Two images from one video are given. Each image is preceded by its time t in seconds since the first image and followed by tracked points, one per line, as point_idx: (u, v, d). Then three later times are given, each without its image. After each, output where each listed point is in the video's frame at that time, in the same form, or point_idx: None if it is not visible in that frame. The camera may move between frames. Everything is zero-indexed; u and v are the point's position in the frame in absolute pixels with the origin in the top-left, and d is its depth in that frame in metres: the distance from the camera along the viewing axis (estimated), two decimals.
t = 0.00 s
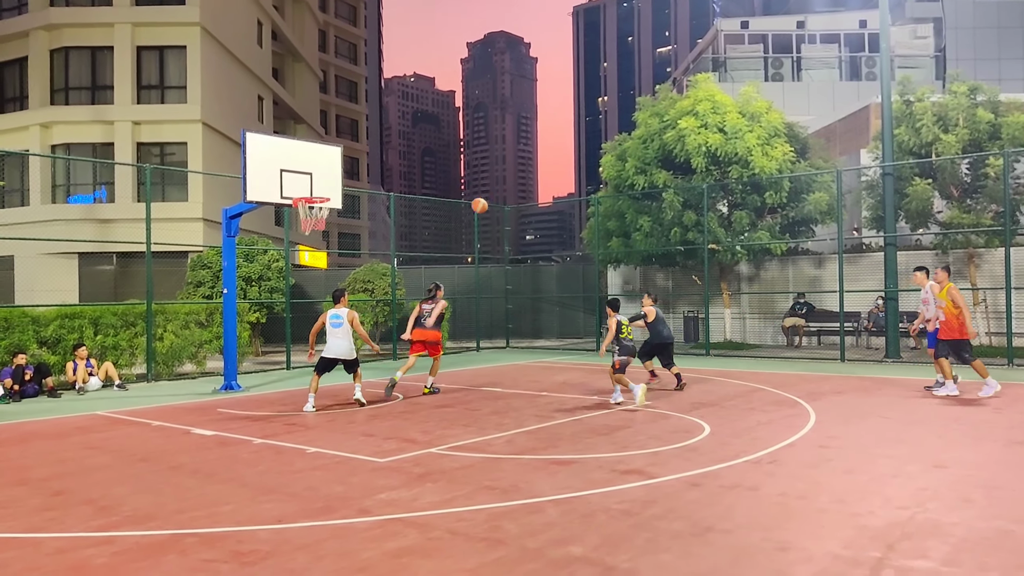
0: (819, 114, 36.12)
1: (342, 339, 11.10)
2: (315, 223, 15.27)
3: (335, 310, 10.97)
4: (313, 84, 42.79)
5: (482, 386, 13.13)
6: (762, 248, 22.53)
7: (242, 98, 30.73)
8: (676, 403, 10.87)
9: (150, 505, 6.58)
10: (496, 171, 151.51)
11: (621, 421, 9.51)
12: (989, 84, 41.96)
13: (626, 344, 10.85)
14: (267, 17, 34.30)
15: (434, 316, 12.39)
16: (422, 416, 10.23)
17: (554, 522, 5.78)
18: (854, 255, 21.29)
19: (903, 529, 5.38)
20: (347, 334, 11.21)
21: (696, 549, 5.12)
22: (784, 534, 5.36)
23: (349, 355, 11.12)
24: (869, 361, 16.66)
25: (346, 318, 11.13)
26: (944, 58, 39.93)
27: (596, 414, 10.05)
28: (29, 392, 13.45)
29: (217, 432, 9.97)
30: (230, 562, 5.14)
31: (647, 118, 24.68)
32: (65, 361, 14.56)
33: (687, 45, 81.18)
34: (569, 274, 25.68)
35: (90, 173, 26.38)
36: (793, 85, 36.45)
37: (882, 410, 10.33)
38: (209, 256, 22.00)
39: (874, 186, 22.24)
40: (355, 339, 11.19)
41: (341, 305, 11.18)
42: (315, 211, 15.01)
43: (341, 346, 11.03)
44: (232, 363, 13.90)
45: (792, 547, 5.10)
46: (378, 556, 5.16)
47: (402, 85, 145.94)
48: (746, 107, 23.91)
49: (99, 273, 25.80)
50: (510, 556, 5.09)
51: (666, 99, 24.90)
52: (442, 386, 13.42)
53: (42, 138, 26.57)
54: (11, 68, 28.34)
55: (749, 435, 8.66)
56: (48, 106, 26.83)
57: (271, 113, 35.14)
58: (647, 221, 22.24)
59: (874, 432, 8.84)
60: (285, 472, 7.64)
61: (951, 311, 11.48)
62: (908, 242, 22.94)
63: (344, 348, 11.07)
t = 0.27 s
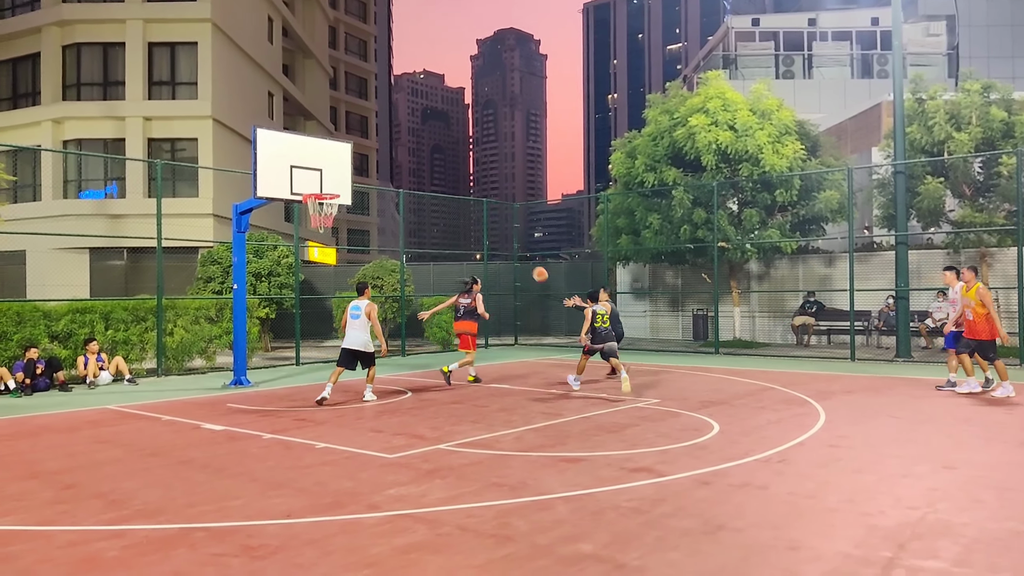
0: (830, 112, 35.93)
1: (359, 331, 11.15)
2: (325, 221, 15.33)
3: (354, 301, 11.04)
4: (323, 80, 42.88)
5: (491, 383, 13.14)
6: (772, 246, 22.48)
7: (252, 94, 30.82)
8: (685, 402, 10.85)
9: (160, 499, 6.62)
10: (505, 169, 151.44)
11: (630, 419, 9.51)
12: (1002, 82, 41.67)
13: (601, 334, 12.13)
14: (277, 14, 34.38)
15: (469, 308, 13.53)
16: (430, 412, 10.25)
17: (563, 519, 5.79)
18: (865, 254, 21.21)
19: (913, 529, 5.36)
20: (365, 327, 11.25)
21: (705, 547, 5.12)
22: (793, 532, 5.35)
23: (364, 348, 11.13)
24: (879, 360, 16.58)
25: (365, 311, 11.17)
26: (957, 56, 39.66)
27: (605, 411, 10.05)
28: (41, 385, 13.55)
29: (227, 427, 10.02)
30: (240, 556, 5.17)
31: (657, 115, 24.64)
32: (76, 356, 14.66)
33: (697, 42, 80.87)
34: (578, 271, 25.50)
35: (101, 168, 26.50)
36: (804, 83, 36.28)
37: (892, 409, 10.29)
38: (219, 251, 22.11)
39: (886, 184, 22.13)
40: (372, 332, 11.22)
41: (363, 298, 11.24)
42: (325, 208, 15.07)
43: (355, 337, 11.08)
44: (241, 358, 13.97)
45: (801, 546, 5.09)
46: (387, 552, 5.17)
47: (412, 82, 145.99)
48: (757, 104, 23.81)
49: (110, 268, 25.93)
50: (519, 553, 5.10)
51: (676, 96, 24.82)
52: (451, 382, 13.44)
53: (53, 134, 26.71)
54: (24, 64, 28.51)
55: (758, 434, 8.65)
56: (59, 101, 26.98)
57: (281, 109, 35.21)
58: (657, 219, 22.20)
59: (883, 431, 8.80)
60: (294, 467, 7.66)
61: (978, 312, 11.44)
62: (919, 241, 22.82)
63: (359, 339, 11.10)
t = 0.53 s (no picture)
0: (846, 113, 35.71)
1: (379, 323, 11.27)
2: (338, 217, 15.35)
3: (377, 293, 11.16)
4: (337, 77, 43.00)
5: (502, 381, 13.16)
6: (786, 247, 22.37)
7: (267, 91, 30.94)
8: (697, 402, 10.85)
9: (173, 493, 6.67)
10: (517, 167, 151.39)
11: (641, 419, 9.50)
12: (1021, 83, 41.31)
13: (591, 334, 12.88)
14: (292, 10, 34.51)
15: (502, 304, 14.16)
16: (441, 410, 10.29)
17: (574, 518, 5.79)
18: (879, 256, 21.10)
19: (926, 532, 5.33)
20: (385, 320, 11.36)
21: (717, 548, 5.11)
22: (806, 534, 5.34)
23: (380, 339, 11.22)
24: (892, 363, 16.49)
25: (388, 304, 11.29)
26: (974, 57, 39.35)
27: (616, 411, 10.04)
28: (55, 378, 13.67)
29: (239, 422, 10.08)
30: (252, 550, 5.20)
31: (671, 114, 24.56)
32: (90, 349, 14.78)
33: (712, 41, 80.48)
34: (589, 270, 25.46)
35: (116, 163, 26.69)
36: (819, 83, 36.11)
37: (906, 412, 10.23)
38: (232, 247, 22.23)
39: (901, 186, 22.00)
40: (392, 325, 11.29)
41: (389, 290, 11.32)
42: (338, 204, 15.09)
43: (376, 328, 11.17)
44: (254, 353, 14.05)
45: (814, 547, 5.08)
46: (398, 548, 5.19)
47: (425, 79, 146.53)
48: (772, 104, 23.70)
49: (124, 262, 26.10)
50: (530, 551, 5.10)
51: (691, 95, 24.72)
52: (462, 380, 13.46)
53: (70, 128, 26.91)
54: (41, 59, 28.74)
55: (770, 435, 8.63)
56: (76, 96, 27.20)
57: (295, 106, 35.35)
58: (670, 218, 22.16)
59: (897, 434, 8.77)
60: (306, 463, 7.70)
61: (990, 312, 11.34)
62: (935, 243, 22.66)
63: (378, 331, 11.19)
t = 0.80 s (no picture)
0: (862, 110, 35.39)
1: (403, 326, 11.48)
2: (351, 213, 15.31)
3: (407, 301, 11.16)
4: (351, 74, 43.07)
5: (514, 378, 13.15)
6: (801, 245, 22.22)
7: (281, 87, 31.06)
8: (710, 400, 10.81)
9: (188, 486, 6.72)
10: (529, 164, 151.22)
11: (654, 416, 9.48)
12: None
13: (586, 331, 13.04)
14: (306, 7, 34.60)
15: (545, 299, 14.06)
16: (453, 406, 10.31)
17: (586, 515, 5.78)
18: (894, 254, 20.94)
19: (942, 532, 5.29)
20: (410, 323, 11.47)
21: (730, 546, 5.09)
22: (820, 533, 5.31)
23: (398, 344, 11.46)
24: (907, 362, 16.37)
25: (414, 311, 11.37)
26: (993, 53, 38.90)
27: (629, 409, 10.01)
28: (71, 372, 13.79)
29: (253, 416, 10.14)
30: (266, 544, 5.23)
31: (685, 111, 24.45)
32: (106, 344, 14.89)
33: (726, 38, 79.96)
34: (602, 267, 25.44)
35: (131, 159, 26.88)
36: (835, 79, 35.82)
37: (922, 411, 10.14)
38: (247, 243, 22.36)
39: (917, 183, 21.80)
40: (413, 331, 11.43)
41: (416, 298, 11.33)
42: (352, 200, 15.07)
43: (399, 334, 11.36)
44: (267, 349, 14.12)
45: (828, 547, 5.05)
46: (411, 543, 5.21)
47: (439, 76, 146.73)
48: (787, 101, 23.53)
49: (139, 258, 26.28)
50: (542, 547, 5.10)
51: (705, 92, 24.60)
52: (474, 376, 13.47)
53: (86, 125, 27.10)
54: (57, 56, 28.95)
55: (784, 434, 8.59)
56: (92, 93, 27.39)
57: (308, 102, 35.46)
58: (683, 215, 22.08)
59: (913, 434, 8.70)
60: (319, 458, 7.73)
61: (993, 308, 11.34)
62: (951, 241, 22.45)
63: (405, 336, 11.26)
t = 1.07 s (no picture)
0: (888, 108, 34.93)
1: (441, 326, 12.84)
2: (374, 216, 15.31)
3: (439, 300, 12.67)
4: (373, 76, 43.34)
5: (536, 380, 13.15)
6: (826, 245, 22.00)
7: (304, 91, 31.33)
8: (735, 402, 10.73)
9: (214, 487, 6.78)
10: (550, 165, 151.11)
11: (678, 418, 9.43)
12: None
13: (579, 326, 13.19)
14: (329, 10, 34.87)
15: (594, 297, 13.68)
16: (476, 407, 10.32)
17: (612, 518, 5.76)
18: (922, 254, 20.66)
19: (974, 538, 5.20)
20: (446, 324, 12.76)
21: (757, 550, 5.04)
22: (848, 538, 5.24)
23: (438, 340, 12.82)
24: (935, 364, 16.14)
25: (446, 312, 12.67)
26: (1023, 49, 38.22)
27: (652, 410, 9.97)
28: (99, 372, 14.01)
29: (277, 417, 10.23)
30: (292, 544, 5.28)
31: (708, 111, 24.32)
32: (133, 345, 15.11)
33: (749, 37, 79.34)
34: (624, 268, 25.45)
35: (157, 162, 27.25)
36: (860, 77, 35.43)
37: (951, 414, 10.00)
38: (271, 245, 22.58)
39: (945, 182, 21.48)
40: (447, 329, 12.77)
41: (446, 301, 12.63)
42: (374, 203, 15.10)
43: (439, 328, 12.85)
44: (291, 350, 14.23)
45: (857, 552, 4.98)
46: (436, 545, 5.22)
47: (460, 78, 147.24)
48: (812, 99, 23.31)
49: (165, 260, 26.61)
50: (567, 549, 5.09)
51: (729, 91, 24.44)
52: (496, 378, 13.49)
53: (113, 129, 27.51)
54: (85, 62, 29.41)
55: (811, 436, 8.50)
56: (119, 98, 27.80)
57: (331, 105, 35.73)
58: (706, 216, 21.96)
59: (943, 436, 8.57)
60: (343, 458, 7.78)
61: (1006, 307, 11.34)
62: (980, 241, 22.09)
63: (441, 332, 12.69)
